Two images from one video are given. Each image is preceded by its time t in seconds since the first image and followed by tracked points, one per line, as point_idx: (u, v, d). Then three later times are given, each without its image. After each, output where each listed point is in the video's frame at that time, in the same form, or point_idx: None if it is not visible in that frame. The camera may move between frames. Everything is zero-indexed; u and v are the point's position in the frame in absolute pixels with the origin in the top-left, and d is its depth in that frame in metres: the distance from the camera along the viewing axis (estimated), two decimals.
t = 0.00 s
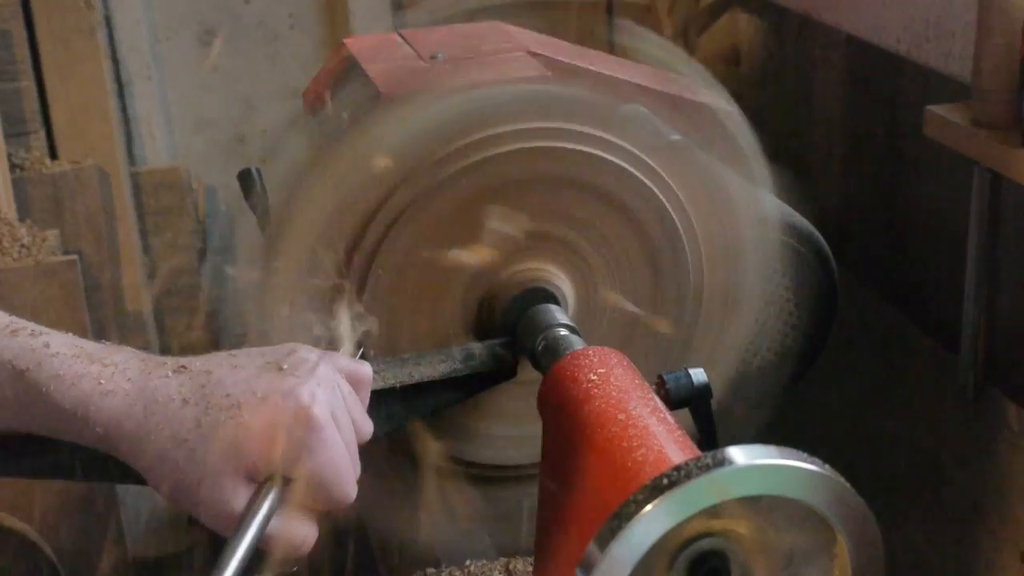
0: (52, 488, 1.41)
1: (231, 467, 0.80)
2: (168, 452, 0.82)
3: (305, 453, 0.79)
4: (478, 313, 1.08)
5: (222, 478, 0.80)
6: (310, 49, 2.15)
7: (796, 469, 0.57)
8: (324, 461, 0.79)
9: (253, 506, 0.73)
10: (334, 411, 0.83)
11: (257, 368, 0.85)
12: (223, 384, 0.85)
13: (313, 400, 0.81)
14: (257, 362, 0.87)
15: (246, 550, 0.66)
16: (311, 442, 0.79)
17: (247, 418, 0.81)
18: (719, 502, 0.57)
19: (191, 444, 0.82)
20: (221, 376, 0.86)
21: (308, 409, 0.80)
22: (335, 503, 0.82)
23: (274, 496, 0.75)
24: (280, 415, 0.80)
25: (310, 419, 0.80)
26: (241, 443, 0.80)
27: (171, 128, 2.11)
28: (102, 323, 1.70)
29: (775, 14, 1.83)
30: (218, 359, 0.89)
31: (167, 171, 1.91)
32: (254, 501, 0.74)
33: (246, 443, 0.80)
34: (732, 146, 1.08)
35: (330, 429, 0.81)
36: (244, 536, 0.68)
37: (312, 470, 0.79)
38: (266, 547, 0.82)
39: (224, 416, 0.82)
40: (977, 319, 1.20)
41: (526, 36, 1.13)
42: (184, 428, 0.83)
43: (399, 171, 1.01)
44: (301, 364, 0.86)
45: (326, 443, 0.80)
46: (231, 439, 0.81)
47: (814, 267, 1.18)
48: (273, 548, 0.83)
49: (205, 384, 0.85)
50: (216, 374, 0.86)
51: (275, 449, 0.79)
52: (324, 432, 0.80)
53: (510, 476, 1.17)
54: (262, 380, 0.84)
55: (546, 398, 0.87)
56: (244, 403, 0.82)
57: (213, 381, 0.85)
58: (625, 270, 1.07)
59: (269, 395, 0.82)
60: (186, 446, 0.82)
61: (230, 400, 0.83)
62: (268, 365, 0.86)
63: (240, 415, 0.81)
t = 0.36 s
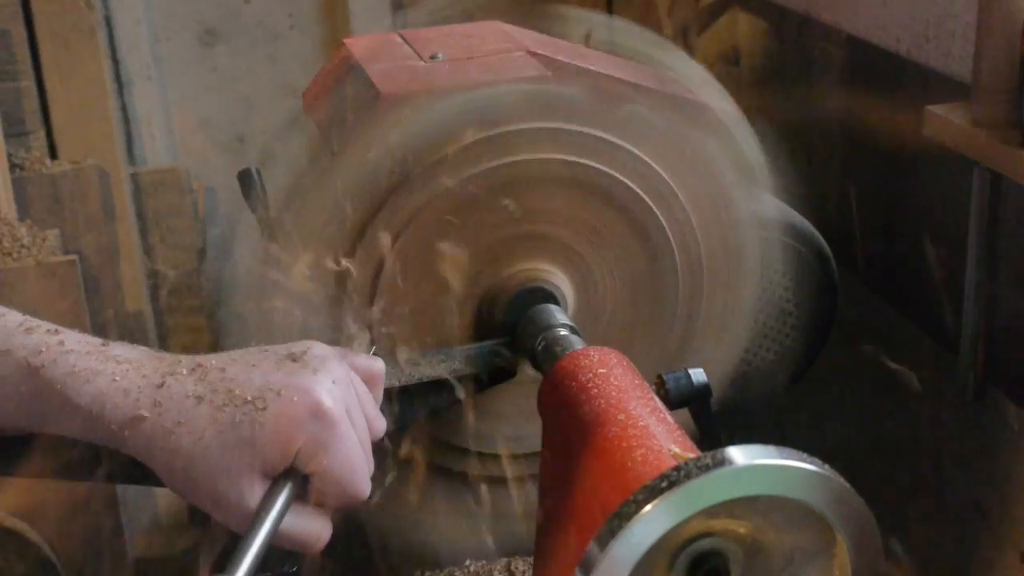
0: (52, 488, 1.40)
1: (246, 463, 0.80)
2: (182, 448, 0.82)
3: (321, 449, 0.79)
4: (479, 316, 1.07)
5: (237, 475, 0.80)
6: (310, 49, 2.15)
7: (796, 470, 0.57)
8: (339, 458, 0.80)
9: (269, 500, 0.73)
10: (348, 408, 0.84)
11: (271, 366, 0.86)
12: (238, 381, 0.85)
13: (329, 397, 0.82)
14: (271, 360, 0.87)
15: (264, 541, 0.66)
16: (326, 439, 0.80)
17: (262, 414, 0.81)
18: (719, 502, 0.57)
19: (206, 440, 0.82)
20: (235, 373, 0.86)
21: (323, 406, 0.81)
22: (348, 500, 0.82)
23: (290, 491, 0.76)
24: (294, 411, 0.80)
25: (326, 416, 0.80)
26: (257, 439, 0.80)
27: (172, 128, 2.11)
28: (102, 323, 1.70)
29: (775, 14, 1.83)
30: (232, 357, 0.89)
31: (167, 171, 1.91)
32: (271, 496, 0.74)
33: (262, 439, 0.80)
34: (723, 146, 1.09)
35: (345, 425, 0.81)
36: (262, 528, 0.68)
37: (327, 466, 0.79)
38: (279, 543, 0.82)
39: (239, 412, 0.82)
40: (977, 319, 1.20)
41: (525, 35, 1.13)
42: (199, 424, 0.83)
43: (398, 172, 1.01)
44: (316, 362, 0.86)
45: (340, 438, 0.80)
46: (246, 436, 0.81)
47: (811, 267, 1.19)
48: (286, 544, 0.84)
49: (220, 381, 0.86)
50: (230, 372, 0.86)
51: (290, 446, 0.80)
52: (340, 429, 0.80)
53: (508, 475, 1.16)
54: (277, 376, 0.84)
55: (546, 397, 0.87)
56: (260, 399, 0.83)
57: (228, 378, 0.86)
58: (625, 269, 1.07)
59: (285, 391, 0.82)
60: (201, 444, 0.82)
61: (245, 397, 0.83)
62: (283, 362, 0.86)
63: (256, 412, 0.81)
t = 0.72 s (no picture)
0: (49, 489, 1.40)
1: (270, 457, 0.79)
2: (206, 443, 0.81)
3: (347, 442, 0.78)
4: (480, 316, 1.07)
5: (261, 469, 0.79)
6: (310, 49, 2.16)
7: (796, 469, 0.57)
8: (363, 451, 0.78)
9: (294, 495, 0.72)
10: (372, 401, 0.82)
11: (294, 359, 0.84)
12: (262, 374, 0.83)
13: (352, 389, 0.80)
14: (294, 353, 0.85)
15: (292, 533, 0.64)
16: (350, 431, 0.78)
17: (285, 407, 0.80)
18: (719, 502, 0.57)
19: (231, 434, 0.81)
20: (259, 366, 0.84)
21: (347, 398, 0.79)
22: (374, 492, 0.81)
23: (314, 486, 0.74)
24: (317, 404, 0.79)
25: (351, 408, 0.79)
26: (280, 433, 0.79)
27: (171, 128, 2.11)
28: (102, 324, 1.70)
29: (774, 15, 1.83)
30: (255, 351, 0.88)
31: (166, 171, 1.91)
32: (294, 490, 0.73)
33: (285, 432, 0.79)
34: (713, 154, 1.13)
35: (368, 417, 0.79)
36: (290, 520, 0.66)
37: (352, 458, 0.78)
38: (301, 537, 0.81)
39: (263, 406, 0.81)
40: (977, 319, 1.20)
41: (522, 36, 1.13)
42: (224, 419, 0.82)
43: (398, 171, 1.01)
44: (339, 353, 0.85)
45: (364, 431, 0.78)
46: (271, 430, 0.79)
47: (811, 267, 1.19)
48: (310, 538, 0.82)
49: (244, 375, 0.84)
50: (255, 364, 0.85)
51: (314, 439, 0.78)
52: (364, 421, 0.78)
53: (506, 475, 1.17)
54: (301, 369, 0.83)
55: (547, 397, 0.87)
56: (284, 392, 0.81)
57: (252, 371, 0.84)
58: (625, 270, 1.07)
59: (308, 384, 0.80)
60: (227, 439, 0.81)
61: (268, 390, 0.82)
62: (305, 354, 0.85)
63: (280, 405, 0.80)
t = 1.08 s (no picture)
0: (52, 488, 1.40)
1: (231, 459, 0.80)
2: (165, 446, 0.82)
3: (304, 445, 0.78)
4: (477, 315, 1.07)
5: (216, 471, 0.80)
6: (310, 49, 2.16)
7: (796, 470, 0.57)
8: (324, 453, 0.79)
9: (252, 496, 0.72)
10: (332, 406, 0.83)
11: (253, 367, 0.86)
12: (221, 381, 0.85)
13: (311, 393, 0.81)
14: (254, 363, 0.87)
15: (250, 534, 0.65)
16: (309, 433, 0.79)
17: (245, 412, 0.81)
18: (719, 503, 0.57)
19: (190, 438, 0.81)
20: (218, 374, 0.86)
21: (306, 401, 0.80)
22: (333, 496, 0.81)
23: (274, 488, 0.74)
24: (275, 407, 0.80)
25: (308, 411, 0.80)
26: (237, 437, 0.80)
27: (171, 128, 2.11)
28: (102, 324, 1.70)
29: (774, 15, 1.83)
30: (214, 360, 0.89)
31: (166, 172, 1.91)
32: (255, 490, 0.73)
33: (245, 435, 0.80)
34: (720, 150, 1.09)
35: (328, 420, 0.80)
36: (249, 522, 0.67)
37: (309, 461, 0.78)
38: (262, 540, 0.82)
39: (223, 411, 0.82)
40: (977, 320, 1.20)
41: (523, 36, 1.13)
42: (181, 423, 0.82)
43: (397, 172, 1.01)
44: (297, 362, 0.86)
45: (322, 434, 0.79)
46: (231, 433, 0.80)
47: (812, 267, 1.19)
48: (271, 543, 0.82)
49: (203, 383, 0.85)
50: (213, 372, 0.86)
51: (273, 441, 0.79)
52: (321, 424, 0.79)
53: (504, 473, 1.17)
54: (260, 376, 0.84)
55: (546, 397, 0.87)
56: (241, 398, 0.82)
57: (210, 379, 0.85)
58: (625, 270, 1.07)
59: (266, 389, 0.82)
60: (184, 442, 0.81)
61: (228, 395, 0.83)
62: (264, 363, 0.86)
63: (239, 410, 0.81)
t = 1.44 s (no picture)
0: (51, 488, 1.40)
1: (247, 455, 0.79)
2: (181, 440, 0.81)
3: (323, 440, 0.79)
4: (477, 315, 1.08)
5: (230, 467, 0.79)
6: (310, 49, 2.16)
7: (796, 470, 0.57)
8: (342, 448, 0.80)
9: (269, 495, 0.72)
10: (350, 402, 0.84)
11: (271, 362, 0.85)
12: (238, 377, 0.84)
13: (329, 389, 0.81)
14: (271, 359, 0.87)
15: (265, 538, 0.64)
16: (328, 429, 0.79)
17: (263, 407, 0.81)
18: (719, 503, 0.57)
19: (207, 432, 0.81)
20: (235, 370, 0.85)
21: (325, 398, 0.80)
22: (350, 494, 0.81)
23: (291, 485, 0.75)
24: (293, 402, 0.80)
25: (327, 408, 0.80)
26: (253, 432, 0.80)
27: (171, 128, 2.11)
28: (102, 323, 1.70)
29: (774, 15, 1.83)
30: (230, 356, 0.89)
31: (166, 171, 1.91)
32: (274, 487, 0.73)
33: (262, 431, 0.80)
34: (725, 149, 1.08)
35: (346, 417, 0.81)
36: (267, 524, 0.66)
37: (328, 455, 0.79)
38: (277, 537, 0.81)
39: (240, 406, 0.82)
40: (977, 320, 1.20)
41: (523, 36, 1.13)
42: (198, 418, 0.82)
43: (395, 173, 1.01)
44: (314, 358, 0.86)
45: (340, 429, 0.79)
46: (248, 428, 0.80)
47: (811, 266, 1.20)
48: (288, 540, 0.81)
49: (220, 378, 0.85)
50: (231, 367, 0.86)
51: (291, 437, 0.79)
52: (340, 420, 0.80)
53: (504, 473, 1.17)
54: (277, 371, 0.84)
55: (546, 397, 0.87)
56: (259, 393, 0.82)
57: (227, 374, 0.85)
58: (624, 271, 1.07)
59: (284, 385, 0.82)
60: (199, 438, 0.81)
61: (244, 391, 0.82)
62: (282, 359, 0.86)
63: (256, 405, 0.81)
